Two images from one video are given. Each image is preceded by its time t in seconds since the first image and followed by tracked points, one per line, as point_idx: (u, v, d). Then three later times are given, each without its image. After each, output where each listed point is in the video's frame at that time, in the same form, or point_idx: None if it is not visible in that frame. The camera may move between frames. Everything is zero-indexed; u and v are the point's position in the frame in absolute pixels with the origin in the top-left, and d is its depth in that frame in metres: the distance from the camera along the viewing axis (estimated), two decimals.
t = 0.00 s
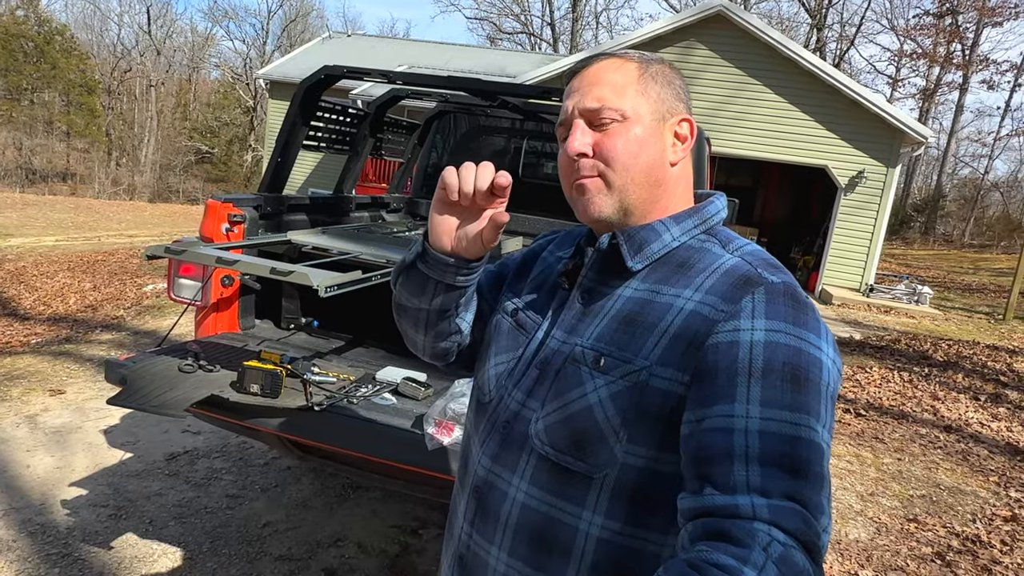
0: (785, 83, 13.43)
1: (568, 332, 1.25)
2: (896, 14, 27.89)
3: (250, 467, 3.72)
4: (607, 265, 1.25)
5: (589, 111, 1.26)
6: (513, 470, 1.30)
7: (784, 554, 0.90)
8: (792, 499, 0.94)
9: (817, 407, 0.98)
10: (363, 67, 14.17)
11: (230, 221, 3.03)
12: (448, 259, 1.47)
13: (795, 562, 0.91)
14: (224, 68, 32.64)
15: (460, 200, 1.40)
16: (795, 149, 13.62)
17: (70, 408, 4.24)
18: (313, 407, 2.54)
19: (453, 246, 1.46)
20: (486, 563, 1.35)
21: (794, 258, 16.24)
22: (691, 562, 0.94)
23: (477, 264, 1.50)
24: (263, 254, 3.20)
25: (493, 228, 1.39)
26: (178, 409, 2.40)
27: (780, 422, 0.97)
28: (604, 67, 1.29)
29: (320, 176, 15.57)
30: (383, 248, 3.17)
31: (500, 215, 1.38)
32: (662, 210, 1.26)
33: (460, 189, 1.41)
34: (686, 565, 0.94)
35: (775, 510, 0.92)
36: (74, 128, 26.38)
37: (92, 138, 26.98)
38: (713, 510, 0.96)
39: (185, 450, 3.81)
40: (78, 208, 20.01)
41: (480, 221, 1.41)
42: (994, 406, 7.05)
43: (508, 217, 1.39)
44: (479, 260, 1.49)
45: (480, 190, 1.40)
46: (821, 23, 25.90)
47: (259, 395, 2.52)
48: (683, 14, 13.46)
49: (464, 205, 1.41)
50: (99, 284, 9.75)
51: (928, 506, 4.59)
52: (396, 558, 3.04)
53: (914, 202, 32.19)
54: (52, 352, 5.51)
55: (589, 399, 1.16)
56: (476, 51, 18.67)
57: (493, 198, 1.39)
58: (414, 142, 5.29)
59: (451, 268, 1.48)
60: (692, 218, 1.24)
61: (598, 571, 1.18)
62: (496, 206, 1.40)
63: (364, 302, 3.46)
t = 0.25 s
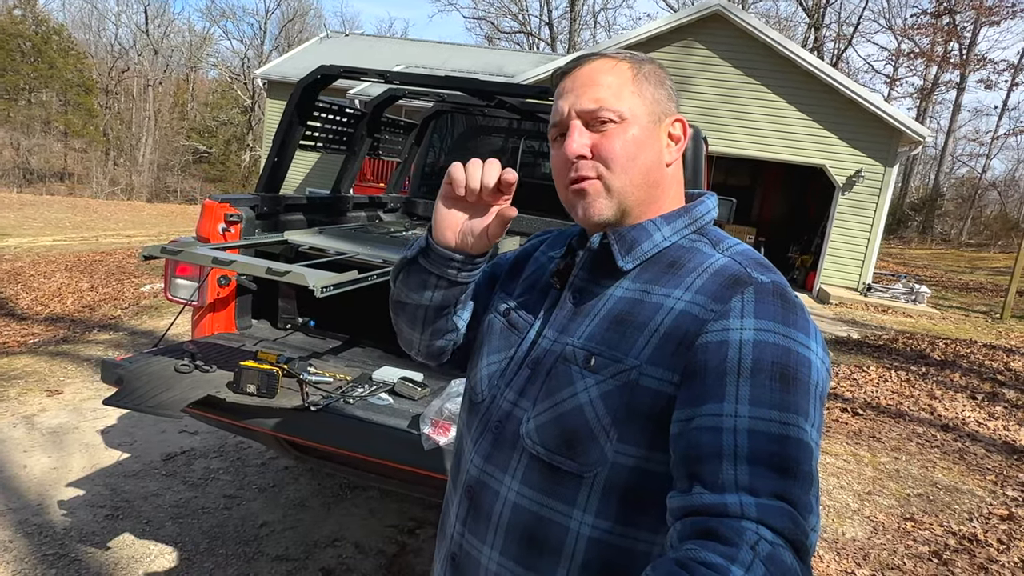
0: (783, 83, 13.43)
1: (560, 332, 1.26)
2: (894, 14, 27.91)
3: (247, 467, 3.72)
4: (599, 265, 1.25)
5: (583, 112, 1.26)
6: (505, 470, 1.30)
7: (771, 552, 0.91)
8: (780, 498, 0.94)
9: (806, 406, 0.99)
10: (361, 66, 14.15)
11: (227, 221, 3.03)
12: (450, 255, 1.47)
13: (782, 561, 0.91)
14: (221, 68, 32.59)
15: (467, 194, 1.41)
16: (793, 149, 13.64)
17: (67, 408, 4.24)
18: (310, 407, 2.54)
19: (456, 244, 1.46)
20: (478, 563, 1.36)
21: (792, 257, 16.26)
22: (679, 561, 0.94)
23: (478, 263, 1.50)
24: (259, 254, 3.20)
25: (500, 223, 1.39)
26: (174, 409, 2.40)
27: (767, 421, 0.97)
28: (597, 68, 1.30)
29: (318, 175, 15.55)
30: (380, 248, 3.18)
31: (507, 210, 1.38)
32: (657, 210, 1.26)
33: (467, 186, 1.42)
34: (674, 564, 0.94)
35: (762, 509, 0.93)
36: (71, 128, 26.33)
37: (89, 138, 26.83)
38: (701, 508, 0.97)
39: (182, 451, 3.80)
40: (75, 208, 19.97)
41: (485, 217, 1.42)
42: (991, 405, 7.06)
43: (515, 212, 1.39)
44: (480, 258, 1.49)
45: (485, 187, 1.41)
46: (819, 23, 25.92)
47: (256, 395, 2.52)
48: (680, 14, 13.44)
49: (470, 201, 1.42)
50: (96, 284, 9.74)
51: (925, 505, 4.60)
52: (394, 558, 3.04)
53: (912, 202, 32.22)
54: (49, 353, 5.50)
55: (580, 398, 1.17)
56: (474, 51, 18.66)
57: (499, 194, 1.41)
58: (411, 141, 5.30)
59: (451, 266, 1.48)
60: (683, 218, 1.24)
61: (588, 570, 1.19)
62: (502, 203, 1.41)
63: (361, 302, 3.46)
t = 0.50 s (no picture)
0: (781, 82, 13.44)
1: (559, 332, 1.25)
2: (891, 13, 27.95)
3: (246, 467, 3.72)
4: (595, 265, 1.25)
5: (578, 114, 1.25)
6: (504, 470, 1.30)
7: (770, 552, 0.91)
8: (779, 497, 0.94)
9: (804, 407, 0.99)
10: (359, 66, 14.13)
11: (225, 221, 3.02)
12: (442, 260, 1.47)
13: (782, 561, 0.91)
14: (219, 67, 32.57)
15: (454, 198, 1.41)
16: (792, 149, 13.64)
17: (65, 409, 4.23)
18: (309, 408, 2.54)
19: (447, 248, 1.47)
20: (478, 564, 1.35)
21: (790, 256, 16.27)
22: (679, 561, 0.94)
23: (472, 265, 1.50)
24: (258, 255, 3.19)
25: (486, 226, 1.38)
26: (174, 410, 2.40)
27: (766, 421, 0.97)
28: (591, 68, 1.29)
29: (316, 175, 15.54)
30: (378, 248, 3.17)
31: (494, 213, 1.38)
32: (653, 211, 1.26)
33: (452, 190, 1.42)
34: (673, 564, 0.94)
35: (761, 510, 0.93)
36: (69, 128, 26.29)
37: (87, 138, 26.77)
38: (700, 510, 0.96)
39: (181, 451, 3.79)
40: (72, 208, 19.94)
41: (474, 221, 1.42)
42: (990, 404, 7.07)
43: (502, 215, 1.39)
44: (473, 260, 1.49)
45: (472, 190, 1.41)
46: (817, 22, 25.94)
47: (255, 396, 2.52)
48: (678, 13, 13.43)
49: (456, 205, 1.42)
50: (94, 284, 9.73)
51: (924, 504, 4.60)
52: (393, 558, 3.04)
53: (910, 201, 32.26)
54: (47, 353, 5.49)
55: (579, 399, 1.16)
56: (472, 50, 18.64)
57: (486, 196, 1.41)
58: (409, 141, 5.31)
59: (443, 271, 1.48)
60: (680, 217, 1.24)
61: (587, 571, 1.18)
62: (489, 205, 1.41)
63: (360, 303, 3.46)
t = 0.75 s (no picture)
0: (779, 80, 13.46)
1: (561, 325, 1.26)
2: (889, 12, 27.97)
3: (247, 465, 3.71)
4: (598, 258, 1.25)
5: (579, 107, 1.26)
6: (507, 464, 1.30)
7: (775, 542, 0.91)
8: (783, 488, 0.94)
9: (808, 397, 0.99)
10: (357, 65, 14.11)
11: (227, 218, 3.02)
12: (441, 256, 1.47)
13: (787, 552, 0.91)
14: (217, 67, 32.51)
15: (451, 194, 1.40)
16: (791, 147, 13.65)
17: (65, 408, 4.23)
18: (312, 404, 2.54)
19: (445, 244, 1.46)
20: (482, 558, 1.35)
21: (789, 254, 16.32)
22: (684, 552, 0.94)
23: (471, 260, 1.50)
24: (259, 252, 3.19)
25: (485, 221, 1.38)
26: (176, 406, 2.39)
27: (769, 412, 0.97)
28: (592, 60, 1.29)
29: (315, 174, 15.52)
30: (379, 245, 3.17)
31: (491, 209, 1.38)
32: (654, 203, 1.26)
33: (450, 185, 1.41)
34: (678, 557, 0.94)
35: (766, 500, 0.93)
36: (66, 127, 26.25)
37: (84, 137, 26.70)
38: (705, 500, 0.97)
39: (181, 450, 3.79)
40: (70, 208, 19.89)
41: (472, 216, 1.41)
42: (989, 401, 7.09)
43: (500, 211, 1.38)
44: (472, 255, 1.49)
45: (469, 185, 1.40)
46: (814, 21, 25.96)
47: (258, 392, 2.52)
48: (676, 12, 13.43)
49: (452, 201, 1.41)
50: (93, 283, 9.71)
51: (924, 501, 4.61)
52: (395, 555, 3.04)
53: (907, 199, 32.29)
54: (46, 352, 5.47)
55: (582, 392, 1.16)
56: (470, 49, 18.63)
57: (484, 193, 1.39)
58: (409, 139, 5.29)
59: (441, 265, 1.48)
60: (682, 210, 1.24)
61: (592, 564, 1.19)
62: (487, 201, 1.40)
63: (361, 300, 3.47)
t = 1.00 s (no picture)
0: (776, 78, 13.45)
1: (563, 321, 1.26)
2: (885, 10, 27.99)
3: (248, 463, 3.71)
4: (599, 255, 1.25)
5: (580, 104, 1.26)
6: (510, 461, 1.30)
7: (778, 537, 0.91)
8: (785, 483, 0.95)
9: (810, 393, 0.99)
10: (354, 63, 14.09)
11: (228, 216, 3.02)
12: (447, 253, 1.47)
13: (790, 547, 0.91)
14: (213, 66, 32.43)
15: (460, 192, 1.40)
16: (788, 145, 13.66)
17: (65, 407, 4.22)
18: (315, 402, 2.54)
19: (452, 241, 1.47)
20: (485, 555, 1.36)
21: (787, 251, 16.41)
22: (686, 547, 0.94)
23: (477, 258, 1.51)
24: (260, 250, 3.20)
25: (494, 219, 1.40)
26: (180, 405, 2.38)
27: (771, 407, 0.98)
28: (593, 57, 1.29)
29: (312, 173, 15.51)
30: (381, 242, 3.18)
31: (501, 206, 1.39)
32: (656, 200, 1.26)
33: (458, 184, 1.41)
34: (680, 552, 0.94)
35: (768, 495, 0.93)
36: (63, 127, 26.21)
37: (80, 136, 26.94)
38: (707, 496, 0.97)
39: (182, 448, 3.79)
40: (67, 208, 19.85)
41: (481, 213, 1.42)
42: (987, 398, 7.11)
43: (508, 209, 1.40)
44: (478, 253, 1.49)
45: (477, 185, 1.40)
46: (811, 19, 25.98)
47: (261, 390, 2.52)
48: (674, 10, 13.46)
49: (462, 199, 1.42)
50: (91, 283, 9.69)
51: (924, 497, 4.62)
52: (396, 553, 3.04)
53: (905, 197, 32.33)
54: (45, 352, 5.46)
55: (584, 388, 1.17)
56: (468, 48, 18.61)
57: (492, 191, 1.40)
58: (409, 137, 5.27)
59: (448, 261, 1.49)
60: (683, 206, 1.25)
61: (594, 561, 1.19)
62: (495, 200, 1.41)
63: (363, 298, 3.49)
